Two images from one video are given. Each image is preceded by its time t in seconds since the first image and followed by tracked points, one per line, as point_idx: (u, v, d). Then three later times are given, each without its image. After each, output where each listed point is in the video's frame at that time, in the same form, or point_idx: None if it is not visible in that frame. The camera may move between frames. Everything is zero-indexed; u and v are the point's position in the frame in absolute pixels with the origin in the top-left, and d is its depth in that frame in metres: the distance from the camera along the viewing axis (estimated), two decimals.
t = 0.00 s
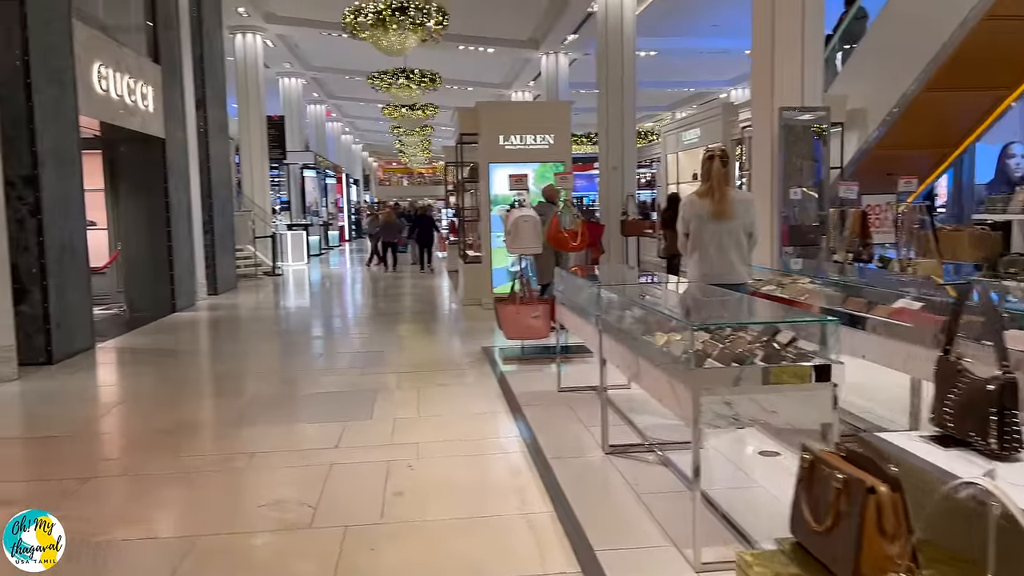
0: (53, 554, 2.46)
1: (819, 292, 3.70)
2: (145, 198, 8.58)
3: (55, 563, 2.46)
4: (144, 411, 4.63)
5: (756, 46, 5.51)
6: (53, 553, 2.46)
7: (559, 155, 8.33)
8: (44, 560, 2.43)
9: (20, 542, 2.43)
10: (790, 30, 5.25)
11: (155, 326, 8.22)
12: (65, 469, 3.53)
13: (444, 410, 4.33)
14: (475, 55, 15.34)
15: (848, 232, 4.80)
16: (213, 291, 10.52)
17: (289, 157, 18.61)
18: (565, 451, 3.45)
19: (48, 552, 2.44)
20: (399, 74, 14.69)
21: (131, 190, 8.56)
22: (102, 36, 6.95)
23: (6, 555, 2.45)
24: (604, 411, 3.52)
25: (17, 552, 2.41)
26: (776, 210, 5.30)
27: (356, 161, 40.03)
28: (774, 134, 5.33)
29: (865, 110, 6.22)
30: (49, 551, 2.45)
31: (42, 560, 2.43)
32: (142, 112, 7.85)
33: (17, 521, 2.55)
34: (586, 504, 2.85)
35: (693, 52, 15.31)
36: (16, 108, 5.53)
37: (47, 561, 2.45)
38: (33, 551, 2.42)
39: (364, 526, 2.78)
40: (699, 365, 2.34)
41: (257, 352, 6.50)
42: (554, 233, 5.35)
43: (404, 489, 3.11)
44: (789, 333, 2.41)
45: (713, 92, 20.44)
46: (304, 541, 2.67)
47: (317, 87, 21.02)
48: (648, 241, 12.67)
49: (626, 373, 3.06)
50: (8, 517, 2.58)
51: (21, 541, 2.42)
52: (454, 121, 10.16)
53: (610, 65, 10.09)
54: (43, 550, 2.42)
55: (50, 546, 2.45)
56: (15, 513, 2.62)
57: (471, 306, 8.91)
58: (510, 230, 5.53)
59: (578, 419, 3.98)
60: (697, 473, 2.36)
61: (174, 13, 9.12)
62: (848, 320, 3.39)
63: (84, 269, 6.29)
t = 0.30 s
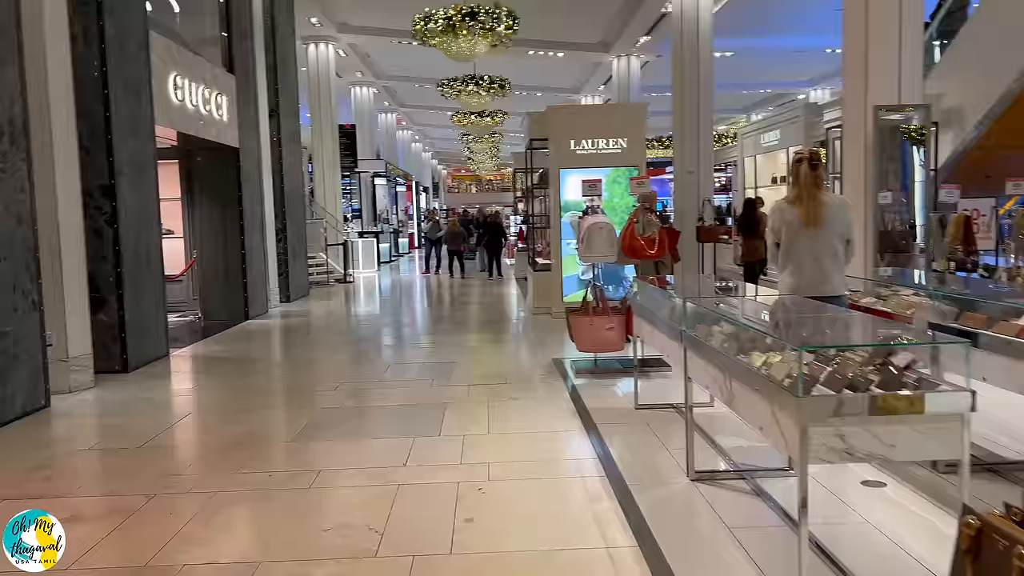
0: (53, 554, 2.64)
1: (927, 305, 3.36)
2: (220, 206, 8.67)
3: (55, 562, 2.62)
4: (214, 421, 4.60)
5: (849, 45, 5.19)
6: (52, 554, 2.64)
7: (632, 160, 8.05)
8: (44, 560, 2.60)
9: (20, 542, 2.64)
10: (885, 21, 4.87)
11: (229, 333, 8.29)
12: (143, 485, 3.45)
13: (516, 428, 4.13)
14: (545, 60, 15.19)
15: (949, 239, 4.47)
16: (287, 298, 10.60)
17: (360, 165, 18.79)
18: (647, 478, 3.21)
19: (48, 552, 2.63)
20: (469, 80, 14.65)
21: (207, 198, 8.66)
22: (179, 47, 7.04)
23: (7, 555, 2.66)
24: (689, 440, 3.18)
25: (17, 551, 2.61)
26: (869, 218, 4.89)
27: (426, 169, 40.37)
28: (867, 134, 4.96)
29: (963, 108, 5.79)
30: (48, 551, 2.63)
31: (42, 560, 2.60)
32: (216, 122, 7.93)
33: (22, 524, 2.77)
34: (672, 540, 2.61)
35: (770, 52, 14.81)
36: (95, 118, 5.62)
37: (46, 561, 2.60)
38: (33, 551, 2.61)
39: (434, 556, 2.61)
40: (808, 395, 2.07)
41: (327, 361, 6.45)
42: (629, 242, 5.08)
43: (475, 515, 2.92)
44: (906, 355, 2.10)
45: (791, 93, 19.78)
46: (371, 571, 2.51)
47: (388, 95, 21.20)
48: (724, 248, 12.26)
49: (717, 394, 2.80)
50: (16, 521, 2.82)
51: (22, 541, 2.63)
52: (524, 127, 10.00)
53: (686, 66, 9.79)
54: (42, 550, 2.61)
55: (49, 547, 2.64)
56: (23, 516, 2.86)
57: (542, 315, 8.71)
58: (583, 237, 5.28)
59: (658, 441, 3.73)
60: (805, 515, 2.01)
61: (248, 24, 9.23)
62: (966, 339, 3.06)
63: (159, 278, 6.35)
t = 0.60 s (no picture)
0: (53, 553, 2.75)
1: None
2: (275, 213, 8.65)
3: (54, 561, 2.71)
4: (267, 431, 4.50)
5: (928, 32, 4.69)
6: (53, 554, 2.74)
7: (694, 162, 7.76)
8: (44, 559, 2.69)
9: (20, 541, 2.79)
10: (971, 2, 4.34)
11: (284, 340, 8.24)
12: (192, 498, 3.34)
13: (579, 444, 3.92)
14: (601, 63, 14.96)
15: None
16: (341, 305, 10.55)
17: (414, 172, 18.82)
18: (724, 504, 2.96)
19: (47, 552, 2.74)
20: (523, 85, 14.47)
21: (262, 203, 8.65)
22: (235, 54, 7.04)
23: (8, 555, 2.79)
24: (769, 466, 2.95)
25: (18, 552, 2.76)
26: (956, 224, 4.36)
27: (478, 176, 40.44)
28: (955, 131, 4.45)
29: None
30: (48, 551, 2.73)
31: (41, 560, 2.69)
32: (272, 128, 7.91)
33: (22, 525, 2.90)
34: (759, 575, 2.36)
35: (833, 52, 14.31)
36: (151, 124, 5.60)
37: (46, 561, 2.68)
38: (32, 551, 2.74)
39: None
40: (924, 419, 1.80)
41: (380, 370, 6.32)
42: (696, 246, 4.86)
43: (538, 541, 2.71)
44: None
45: (855, 95, 19.18)
46: None
47: (441, 102, 21.22)
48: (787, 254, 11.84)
49: (807, 416, 2.54)
50: (15, 520, 2.96)
51: (22, 542, 2.79)
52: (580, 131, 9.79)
53: (748, 66, 9.45)
54: (42, 551, 2.73)
55: (49, 547, 2.76)
56: (24, 515, 3.00)
57: (599, 323, 8.47)
58: (645, 242, 4.97)
59: (734, 465, 3.47)
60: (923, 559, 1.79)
61: (304, 31, 9.23)
62: None
63: (215, 285, 6.32)
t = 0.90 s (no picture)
0: (53, 552, 2.89)
1: None
2: (313, 224, 8.54)
3: (54, 560, 2.85)
4: (302, 450, 4.34)
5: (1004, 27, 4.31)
6: (53, 552, 2.87)
7: (743, 170, 7.44)
8: (46, 557, 2.84)
9: (20, 541, 2.90)
10: None
11: (323, 353, 8.11)
12: (226, 525, 3.16)
13: (631, 470, 3.68)
14: (641, 70, 14.70)
15: None
16: (379, 317, 10.41)
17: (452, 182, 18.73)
18: (796, 544, 2.70)
19: (47, 552, 2.87)
20: (562, 93, 14.32)
21: (300, 214, 8.55)
22: (272, 63, 6.95)
23: (7, 554, 2.91)
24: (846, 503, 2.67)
25: (18, 552, 2.87)
26: None
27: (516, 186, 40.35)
28: None
29: None
30: (49, 550, 2.87)
31: (41, 559, 2.83)
32: (310, 138, 7.81)
33: (21, 524, 3.02)
34: None
35: (883, 54, 13.85)
36: (187, 134, 5.51)
37: (45, 561, 2.82)
38: (33, 550, 2.86)
39: None
40: None
41: (420, 384, 6.14)
42: (750, 257, 4.56)
43: None
44: None
45: (904, 99, 18.64)
46: None
47: (479, 112, 21.12)
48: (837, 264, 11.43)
49: (896, 451, 2.26)
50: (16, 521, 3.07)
51: (22, 541, 2.90)
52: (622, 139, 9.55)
53: (798, 70, 9.13)
54: (41, 551, 2.86)
55: (48, 547, 2.89)
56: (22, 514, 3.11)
57: (643, 336, 8.21)
58: (697, 253, 4.73)
59: (801, 498, 3.21)
60: None
61: (342, 40, 9.14)
62: None
63: (252, 298, 6.21)
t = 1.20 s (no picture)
0: (52, 554, 2.89)
1: None
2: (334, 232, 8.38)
3: (54, 562, 2.87)
4: (316, 465, 4.17)
5: None
6: (52, 554, 2.89)
7: (776, 174, 7.17)
8: (43, 559, 2.85)
9: (20, 541, 2.88)
10: None
11: (344, 364, 7.92)
12: (233, 549, 2.97)
13: (665, 491, 3.42)
14: (667, 75, 14.46)
15: None
16: (401, 327, 10.21)
17: (475, 191, 18.56)
18: None
19: (47, 552, 2.89)
20: (586, 99, 14.10)
21: (320, 223, 8.39)
22: (291, 68, 6.81)
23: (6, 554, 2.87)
24: (910, 535, 2.40)
25: (17, 551, 2.87)
26: None
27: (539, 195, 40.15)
28: None
29: None
30: (48, 552, 2.88)
31: (41, 560, 2.84)
32: (330, 145, 7.65)
33: (21, 523, 2.96)
34: None
35: (916, 56, 13.49)
36: (202, 140, 5.38)
37: (46, 561, 2.84)
38: (32, 551, 2.85)
39: None
40: None
41: (442, 397, 5.93)
42: (789, 264, 4.32)
43: None
44: None
45: (937, 103, 18.20)
46: None
47: (502, 120, 20.96)
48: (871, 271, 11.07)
49: (973, 478, 2.00)
50: (15, 521, 3.00)
51: (22, 541, 2.88)
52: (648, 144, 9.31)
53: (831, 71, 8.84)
54: (42, 551, 2.87)
55: (48, 547, 2.90)
56: (22, 514, 3.06)
57: (671, 346, 7.93)
58: (732, 259, 4.48)
59: (853, 525, 2.93)
60: None
61: (363, 46, 9.01)
62: None
63: (269, 308, 6.05)
